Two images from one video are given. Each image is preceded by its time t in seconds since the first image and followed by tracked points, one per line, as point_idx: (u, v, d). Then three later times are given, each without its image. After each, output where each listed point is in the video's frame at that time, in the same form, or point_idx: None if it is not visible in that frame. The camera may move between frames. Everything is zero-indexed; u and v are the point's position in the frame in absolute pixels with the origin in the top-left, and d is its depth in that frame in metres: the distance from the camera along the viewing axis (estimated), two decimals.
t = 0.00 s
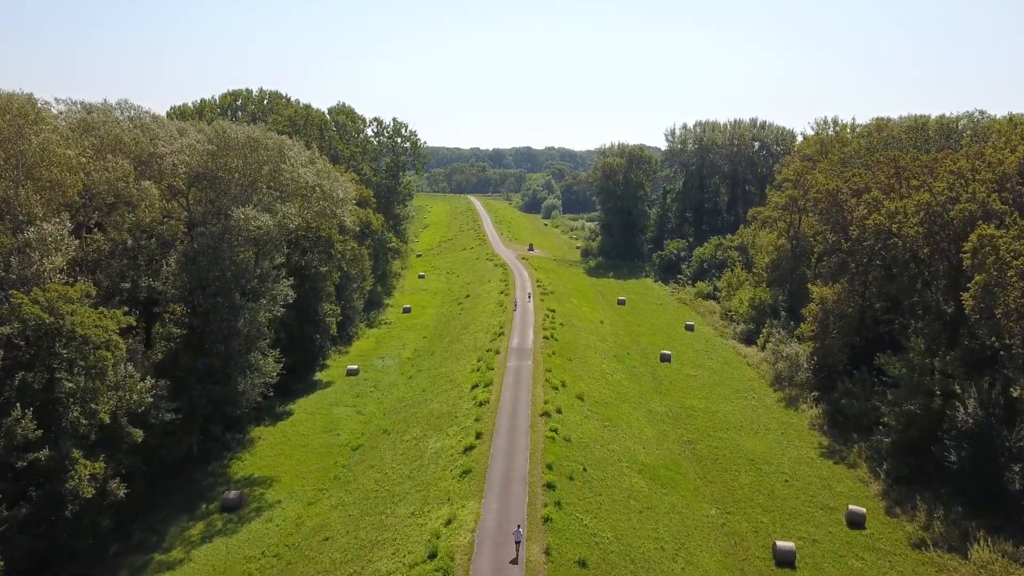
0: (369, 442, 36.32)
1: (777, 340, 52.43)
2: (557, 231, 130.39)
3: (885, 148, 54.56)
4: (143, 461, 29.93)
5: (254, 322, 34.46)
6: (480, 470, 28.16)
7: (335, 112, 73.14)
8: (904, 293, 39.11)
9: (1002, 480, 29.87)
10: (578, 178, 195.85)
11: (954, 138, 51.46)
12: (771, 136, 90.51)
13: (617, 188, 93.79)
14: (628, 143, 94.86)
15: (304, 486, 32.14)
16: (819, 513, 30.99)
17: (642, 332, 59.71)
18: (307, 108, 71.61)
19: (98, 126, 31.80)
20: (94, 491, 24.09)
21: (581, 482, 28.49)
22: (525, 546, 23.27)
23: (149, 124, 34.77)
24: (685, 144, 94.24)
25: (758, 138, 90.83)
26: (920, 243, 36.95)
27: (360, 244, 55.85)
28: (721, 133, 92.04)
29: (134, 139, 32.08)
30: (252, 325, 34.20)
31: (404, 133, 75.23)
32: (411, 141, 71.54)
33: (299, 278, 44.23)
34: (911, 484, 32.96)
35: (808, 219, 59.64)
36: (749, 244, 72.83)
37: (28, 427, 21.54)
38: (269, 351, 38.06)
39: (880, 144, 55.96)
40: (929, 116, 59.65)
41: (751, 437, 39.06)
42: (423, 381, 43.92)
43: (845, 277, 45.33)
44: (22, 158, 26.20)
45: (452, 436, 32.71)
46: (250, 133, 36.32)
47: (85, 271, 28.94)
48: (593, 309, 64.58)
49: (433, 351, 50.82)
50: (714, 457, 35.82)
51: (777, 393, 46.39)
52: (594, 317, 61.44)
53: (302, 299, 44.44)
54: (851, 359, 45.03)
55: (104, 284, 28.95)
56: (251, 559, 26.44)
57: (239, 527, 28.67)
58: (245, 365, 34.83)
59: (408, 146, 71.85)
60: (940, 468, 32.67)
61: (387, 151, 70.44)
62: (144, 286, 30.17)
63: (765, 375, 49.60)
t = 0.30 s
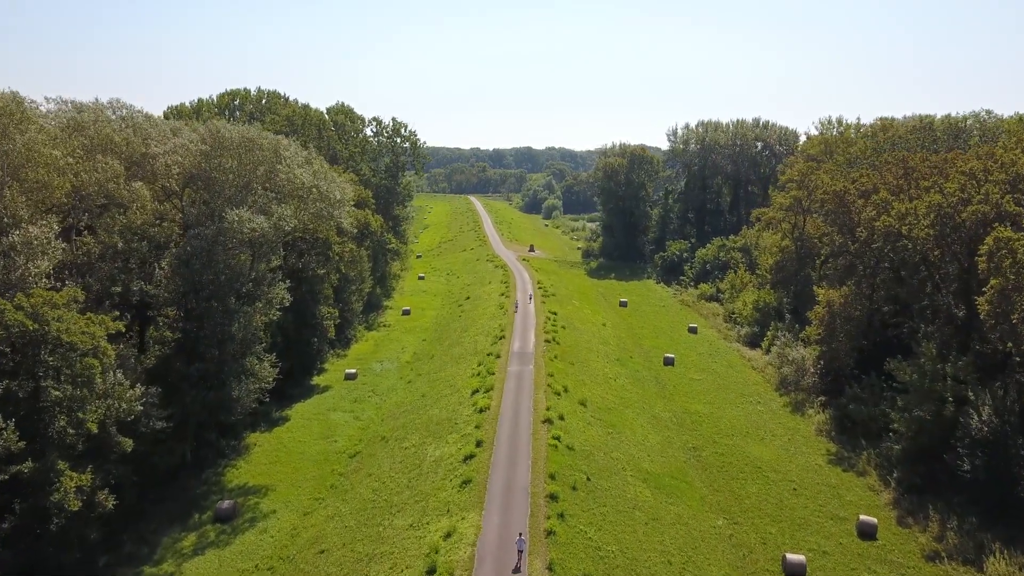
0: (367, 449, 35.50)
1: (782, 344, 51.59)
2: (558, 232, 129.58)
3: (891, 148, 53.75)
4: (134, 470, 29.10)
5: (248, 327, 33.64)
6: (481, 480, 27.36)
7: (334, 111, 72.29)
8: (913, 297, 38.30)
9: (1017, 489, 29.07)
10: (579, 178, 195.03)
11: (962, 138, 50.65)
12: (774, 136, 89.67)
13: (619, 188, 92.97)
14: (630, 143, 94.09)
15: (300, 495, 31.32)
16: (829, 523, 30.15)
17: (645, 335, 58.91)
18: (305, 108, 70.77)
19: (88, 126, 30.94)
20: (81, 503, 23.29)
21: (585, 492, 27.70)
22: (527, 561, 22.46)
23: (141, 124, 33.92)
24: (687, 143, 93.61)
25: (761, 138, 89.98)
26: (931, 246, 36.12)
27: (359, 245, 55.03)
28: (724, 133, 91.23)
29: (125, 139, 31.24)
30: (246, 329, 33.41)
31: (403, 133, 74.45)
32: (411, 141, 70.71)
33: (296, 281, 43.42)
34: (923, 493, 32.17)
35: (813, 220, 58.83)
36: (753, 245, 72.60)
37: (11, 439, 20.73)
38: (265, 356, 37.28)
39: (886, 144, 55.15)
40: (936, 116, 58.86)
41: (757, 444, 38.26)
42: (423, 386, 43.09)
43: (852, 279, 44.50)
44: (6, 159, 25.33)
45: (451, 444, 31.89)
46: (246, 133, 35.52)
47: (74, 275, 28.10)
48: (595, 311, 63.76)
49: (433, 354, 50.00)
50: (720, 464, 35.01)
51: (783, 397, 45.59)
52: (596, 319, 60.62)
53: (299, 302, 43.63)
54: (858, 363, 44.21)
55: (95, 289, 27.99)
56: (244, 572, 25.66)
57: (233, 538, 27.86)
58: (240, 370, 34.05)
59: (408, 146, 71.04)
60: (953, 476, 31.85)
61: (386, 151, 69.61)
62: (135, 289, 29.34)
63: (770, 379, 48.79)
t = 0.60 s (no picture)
0: (365, 456, 34.67)
1: (788, 347, 50.71)
2: (559, 233, 128.77)
3: (899, 149, 52.96)
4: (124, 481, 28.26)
5: (243, 331, 32.80)
6: (481, 492, 26.54)
7: (332, 111, 71.46)
8: (924, 300, 37.43)
9: None
10: (580, 178, 194.22)
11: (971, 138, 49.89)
12: (777, 136, 88.76)
13: (620, 189, 91.99)
14: (631, 143, 93.21)
15: (295, 505, 30.47)
16: (839, 535, 29.29)
17: (647, 338, 58.09)
18: (303, 108, 69.92)
19: (76, 126, 30.08)
20: (66, 517, 22.43)
21: (588, 504, 26.87)
22: None
23: (133, 123, 33.07)
24: (689, 144, 92.74)
25: (765, 138, 89.21)
26: (943, 249, 35.26)
27: (357, 247, 54.21)
28: (727, 133, 90.49)
29: (115, 140, 30.38)
30: (240, 335, 32.59)
31: (403, 133, 73.59)
32: (410, 141, 69.89)
33: (293, 284, 42.57)
34: (936, 503, 31.33)
35: (819, 222, 58.02)
36: (757, 247, 71.92)
37: None
38: (260, 361, 36.44)
39: (893, 145, 54.38)
40: (942, 116, 58.13)
41: (763, 451, 37.41)
42: (422, 391, 42.26)
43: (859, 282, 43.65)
44: None
45: (451, 452, 31.07)
46: (241, 133, 34.69)
47: (62, 279, 27.27)
48: (596, 313, 62.90)
49: (432, 358, 49.16)
50: (727, 473, 34.17)
51: (789, 403, 44.77)
52: (598, 322, 59.78)
53: (296, 306, 42.83)
54: (866, 368, 43.36)
55: (84, 293, 27.19)
56: None
57: (225, 551, 27.00)
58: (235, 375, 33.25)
59: (407, 147, 70.20)
60: (967, 486, 30.97)
61: (385, 151, 68.80)
62: (126, 294, 28.53)
63: (776, 384, 47.97)
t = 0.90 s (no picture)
0: (362, 465, 33.78)
1: (794, 351, 49.81)
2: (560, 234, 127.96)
3: (906, 149, 52.13)
4: (112, 492, 27.36)
5: (236, 336, 32.04)
6: (482, 504, 25.66)
7: (330, 111, 70.58)
8: (935, 305, 36.48)
9: None
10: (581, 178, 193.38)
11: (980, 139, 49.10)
12: (780, 136, 87.94)
13: (622, 189, 91.05)
14: (633, 143, 92.38)
15: (290, 516, 29.59)
16: (850, 547, 28.38)
17: (650, 342, 57.19)
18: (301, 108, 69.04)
19: (64, 125, 29.14)
20: (48, 533, 21.57)
21: (592, 516, 25.98)
22: None
23: (123, 123, 32.14)
24: (691, 144, 91.89)
25: (768, 138, 88.30)
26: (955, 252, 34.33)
27: (355, 249, 53.33)
28: (729, 133, 89.70)
29: (105, 139, 29.43)
30: (234, 340, 31.69)
31: (402, 133, 72.70)
32: (409, 141, 68.97)
33: (289, 287, 41.70)
34: (950, 514, 30.44)
35: (824, 223, 57.17)
36: (760, 248, 70.95)
37: None
38: (254, 366, 35.53)
39: (900, 145, 53.51)
40: (950, 116, 57.35)
41: (770, 458, 36.51)
42: (422, 396, 41.37)
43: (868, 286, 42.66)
44: None
45: (450, 462, 30.18)
46: (235, 134, 33.78)
47: (48, 284, 26.36)
48: (598, 316, 62.03)
49: (431, 362, 48.28)
50: (733, 482, 33.27)
51: (795, 408, 43.88)
52: (600, 325, 58.86)
53: (292, 310, 41.96)
54: (875, 373, 42.44)
55: (71, 299, 26.27)
56: None
57: (216, 565, 26.11)
58: (227, 381, 32.35)
59: (406, 147, 69.32)
60: (983, 497, 30.09)
61: (384, 151, 67.92)
62: (115, 299, 27.60)
63: (781, 389, 47.08)
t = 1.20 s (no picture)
0: (358, 474, 32.84)
1: (800, 355, 48.85)
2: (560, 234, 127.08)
3: (914, 149, 51.21)
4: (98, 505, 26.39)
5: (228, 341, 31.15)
6: (481, 518, 24.72)
7: (328, 110, 69.69)
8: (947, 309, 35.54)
9: None
10: (581, 178, 192.49)
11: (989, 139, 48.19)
12: (783, 136, 87.02)
13: (624, 190, 90.03)
14: (635, 143, 91.48)
15: (283, 528, 28.66)
16: (862, 561, 27.44)
17: (653, 345, 56.24)
18: (299, 107, 68.13)
19: (50, 124, 28.18)
20: (28, 550, 20.62)
21: (596, 531, 25.05)
22: None
23: (112, 121, 31.19)
24: (693, 144, 90.97)
25: (771, 138, 87.30)
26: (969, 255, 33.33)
27: (353, 251, 52.40)
28: (732, 133, 88.80)
29: (92, 139, 28.47)
30: (226, 346, 30.81)
31: (401, 133, 71.77)
32: (408, 141, 68.02)
33: (284, 290, 40.79)
34: (964, 526, 29.52)
35: (830, 225, 56.22)
36: (764, 250, 69.92)
37: None
38: (247, 373, 34.65)
39: (908, 145, 52.59)
40: (957, 116, 56.43)
41: (778, 466, 35.57)
42: (420, 402, 40.44)
43: (876, 289, 41.73)
44: None
45: (449, 472, 29.24)
46: (227, 133, 32.91)
47: (33, 288, 25.44)
48: (600, 319, 61.08)
49: (430, 367, 47.34)
50: (741, 492, 32.34)
51: (802, 414, 42.94)
52: (602, 328, 57.91)
53: (288, 313, 41.02)
54: (884, 379, 41.48)
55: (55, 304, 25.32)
56: None
57: None
58: (219, 388, 31.49)
59: (405, 147, 68.40)
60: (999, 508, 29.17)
61: (383, 151, 66.94)
62: (102, 304, 26.64)
63: (787, 394, 46.13)
